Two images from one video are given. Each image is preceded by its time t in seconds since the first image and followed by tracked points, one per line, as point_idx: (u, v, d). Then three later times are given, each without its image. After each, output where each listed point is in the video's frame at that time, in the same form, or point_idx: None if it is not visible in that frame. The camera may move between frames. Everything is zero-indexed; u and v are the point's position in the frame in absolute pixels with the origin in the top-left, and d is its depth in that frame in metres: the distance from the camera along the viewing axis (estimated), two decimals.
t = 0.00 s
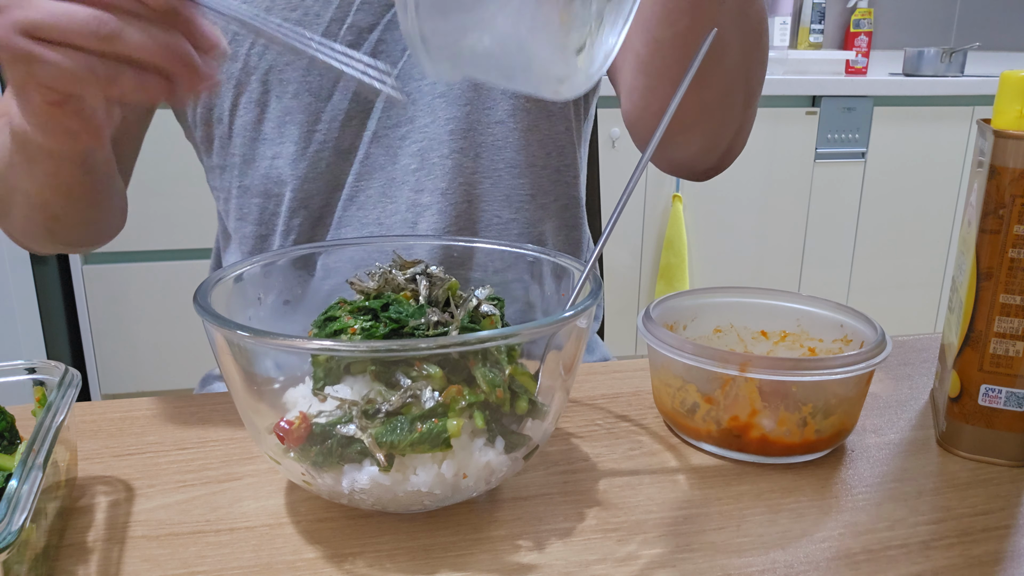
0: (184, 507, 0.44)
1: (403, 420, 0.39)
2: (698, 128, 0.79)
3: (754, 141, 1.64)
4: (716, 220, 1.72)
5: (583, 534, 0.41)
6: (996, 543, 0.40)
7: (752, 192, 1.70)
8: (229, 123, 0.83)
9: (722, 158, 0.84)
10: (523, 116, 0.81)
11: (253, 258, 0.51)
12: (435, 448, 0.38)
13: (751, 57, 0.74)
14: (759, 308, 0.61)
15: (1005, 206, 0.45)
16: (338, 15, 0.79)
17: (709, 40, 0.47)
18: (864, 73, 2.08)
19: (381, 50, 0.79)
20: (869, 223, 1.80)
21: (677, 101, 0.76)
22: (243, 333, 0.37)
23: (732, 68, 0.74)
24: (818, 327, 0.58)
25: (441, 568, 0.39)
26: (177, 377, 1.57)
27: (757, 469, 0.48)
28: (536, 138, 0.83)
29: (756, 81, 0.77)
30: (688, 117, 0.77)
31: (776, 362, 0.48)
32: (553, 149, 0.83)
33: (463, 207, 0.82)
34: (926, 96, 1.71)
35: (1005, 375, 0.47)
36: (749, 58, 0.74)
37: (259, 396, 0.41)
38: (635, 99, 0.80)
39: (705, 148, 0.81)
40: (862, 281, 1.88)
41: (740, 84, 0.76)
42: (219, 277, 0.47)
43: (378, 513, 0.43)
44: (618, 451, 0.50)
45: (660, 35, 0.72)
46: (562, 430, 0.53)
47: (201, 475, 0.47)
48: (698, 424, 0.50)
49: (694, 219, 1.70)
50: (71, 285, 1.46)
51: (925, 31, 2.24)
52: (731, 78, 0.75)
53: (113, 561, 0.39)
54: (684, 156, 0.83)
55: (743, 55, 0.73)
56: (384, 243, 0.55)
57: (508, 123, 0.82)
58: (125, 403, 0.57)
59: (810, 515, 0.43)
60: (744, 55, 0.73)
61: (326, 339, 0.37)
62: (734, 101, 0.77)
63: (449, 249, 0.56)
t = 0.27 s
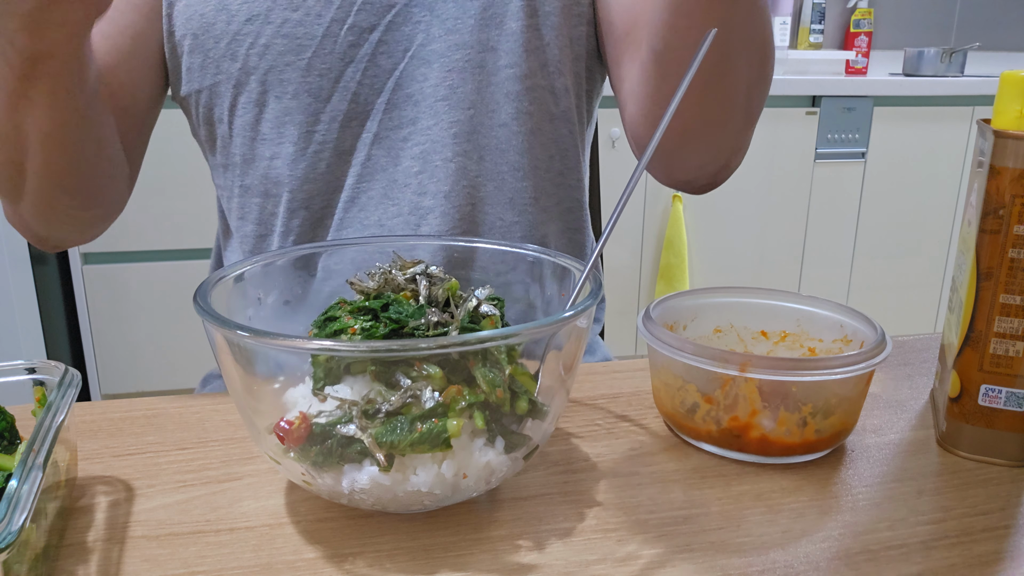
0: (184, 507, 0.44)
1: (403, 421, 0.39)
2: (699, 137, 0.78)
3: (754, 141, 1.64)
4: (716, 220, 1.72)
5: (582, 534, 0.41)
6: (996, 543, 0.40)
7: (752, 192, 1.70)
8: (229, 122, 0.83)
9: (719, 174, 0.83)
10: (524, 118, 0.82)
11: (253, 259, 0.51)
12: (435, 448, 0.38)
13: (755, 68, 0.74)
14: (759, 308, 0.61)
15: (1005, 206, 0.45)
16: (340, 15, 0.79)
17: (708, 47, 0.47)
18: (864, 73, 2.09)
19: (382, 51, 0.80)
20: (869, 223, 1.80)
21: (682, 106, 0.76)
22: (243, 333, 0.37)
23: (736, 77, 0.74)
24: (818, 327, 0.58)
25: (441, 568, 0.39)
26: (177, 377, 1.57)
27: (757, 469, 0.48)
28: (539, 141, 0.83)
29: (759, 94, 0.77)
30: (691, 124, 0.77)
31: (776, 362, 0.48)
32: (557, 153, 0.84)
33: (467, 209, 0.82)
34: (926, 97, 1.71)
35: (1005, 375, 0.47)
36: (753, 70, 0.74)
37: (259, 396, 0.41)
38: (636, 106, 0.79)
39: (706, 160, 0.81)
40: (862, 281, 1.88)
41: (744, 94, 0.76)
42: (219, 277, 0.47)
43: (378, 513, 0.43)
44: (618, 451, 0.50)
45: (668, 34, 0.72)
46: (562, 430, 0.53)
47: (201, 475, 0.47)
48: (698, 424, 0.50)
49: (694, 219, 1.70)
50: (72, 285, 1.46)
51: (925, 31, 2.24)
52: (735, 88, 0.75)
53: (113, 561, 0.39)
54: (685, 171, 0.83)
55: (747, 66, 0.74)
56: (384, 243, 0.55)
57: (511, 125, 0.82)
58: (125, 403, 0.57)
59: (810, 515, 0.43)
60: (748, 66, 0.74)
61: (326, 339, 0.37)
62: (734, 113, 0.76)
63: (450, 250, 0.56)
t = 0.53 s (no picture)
0: (184, 507, 0.44)
1: (403, 421, 0.39)
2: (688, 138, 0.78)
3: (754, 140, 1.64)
4: (716, 220, 1.72)
5: (583, 534, 0.41)
6: (997, 543, 0.40)
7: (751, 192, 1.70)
8: (221, 118, 0.83)
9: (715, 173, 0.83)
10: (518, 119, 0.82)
11: (252, 259, 0.51)
12: (435, 448, 0.38)
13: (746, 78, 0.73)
14: (758, 308, 0.61)
15: (1005, 206, 0.45)
16: (335, 14, 0.79)
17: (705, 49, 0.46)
18: (864, 73, 2.09)
19: (376, 50, 0.80)
20: (869, 223, 1.80)
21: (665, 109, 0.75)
22: (243, 333, 0.37)
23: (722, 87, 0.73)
24: (818, 327, 0.58)
25: (441, 568, 0.39)
26: (177, 377, 1.57)
27: (757, 469, 0.48)
28: (533, 143, 0.83)
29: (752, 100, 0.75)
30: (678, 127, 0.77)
31: (776, 362, 0.48)
32: (551, 154, 0.83)
33: (460, 210, 0.82)
34: (926, 97, 1.71)
35: (1006, 375, 0.47)
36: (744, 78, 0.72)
37: (258, 395, 0.41)
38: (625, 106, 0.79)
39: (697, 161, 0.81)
40: (861, 281, 1.88)
41: (735, 101, 0.74)
42: (219, 277, 0.47)
43: (379, 513, 0.43)
44: (618, 451, 0.50)
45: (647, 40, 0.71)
46: (562, 430, 0.53)
47: (200, 475, 0.47)
48: (698, 424, 0.50)
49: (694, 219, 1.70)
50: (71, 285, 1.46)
51: (925, 31, 2.24)
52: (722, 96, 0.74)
53: (113, 561, 0.39)
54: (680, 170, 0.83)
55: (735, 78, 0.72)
56: (383, 243, 0.55)
57: (506, 127, 0.82)
58: (126, 403, 0.57)
59: (810, 515, 0.43)
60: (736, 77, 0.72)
61: (326, 339, 0.37)
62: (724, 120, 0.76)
63: (447, 249, 0.56)
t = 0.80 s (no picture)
0: (184, 507, 0.44)
1: (404, 421, 0.39)
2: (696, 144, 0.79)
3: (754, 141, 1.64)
4: (716, 220, 1.72)
5: (583, 534, 0.41)
6: (996, 543, 0.40)
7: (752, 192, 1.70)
8: (232, 121, 0.83)
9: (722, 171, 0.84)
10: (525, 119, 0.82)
11: (255, 259, 0.51)
12: (435, 448, 0.38)
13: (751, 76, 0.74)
14: (759, 308, 0.61)
15: (1005, 206, 0.45)
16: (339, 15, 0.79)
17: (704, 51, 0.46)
18: (864, 73, 2.09)
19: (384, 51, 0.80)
20: (869, 223, 1.80)
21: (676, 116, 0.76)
22: (243, 333, 0.37)
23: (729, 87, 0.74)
24: (818, 327, 0.58)
25: (441, 568, 0.39)
26: (177, 377, 1.57)
27: (757, 469, 0.48)
28: (539, 142, 0.83)
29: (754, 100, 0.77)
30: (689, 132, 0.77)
31: (776, 362, 0.48)
32: (556, 153, 0.83)
33: (467, 209, 0.82)
34: (926, 97, 1.71)
35: (1006, 375, 0.47)
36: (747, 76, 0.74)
37: (258, 396, 0.41)
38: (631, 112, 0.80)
39: (702, 164, 0.82)
40: (862, 281, 1.88)
41: (742, 101, 0.75)
42: (219, 277, 0.47)
43: (379, 513, 0.43)
44: (618, 451, 0.50)
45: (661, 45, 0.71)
46: (562, 430, 0.53)
47: (200, 475, 0.47)
48: (698, 424, 0.50)
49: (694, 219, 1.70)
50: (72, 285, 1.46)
51: (925, 31, 2.24)
52: (730, 97, 0.75)
53: (113, 561, 0.39)
54: (689, 170, 0.84)
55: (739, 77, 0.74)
56: (384, 243, 0.55)
57: (511, 126, 0.82)
58: (126, 403, 0.57)
59: (810, 515, 0.43)
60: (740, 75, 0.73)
61: (326, 339, 0.37)
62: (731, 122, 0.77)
63: (450, 250, 0.56)
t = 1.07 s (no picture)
0: (184, 507, 0.44)
1: (404, 421, 0.39)
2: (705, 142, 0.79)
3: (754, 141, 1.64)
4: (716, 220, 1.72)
5: (582, 534, 0.41)
6: (996, 543, 0.40)
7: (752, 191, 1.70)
8: (237, 124, 0.83)
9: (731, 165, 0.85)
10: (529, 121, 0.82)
11: (257, 259, 0.51)
12: (435, 448, 0.38)
13: (761, 74, 0.74)
14: (759, 308, 0.61)
15: (1005, 206, 0.45)
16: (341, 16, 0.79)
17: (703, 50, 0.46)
18: (864, 73, 2.09)
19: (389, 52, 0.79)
20: (869, 223, 1.80)
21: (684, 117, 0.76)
22: (243, 333, 0.37)
23: (739, 86, 0.74)
24: (818, 327, 0.58)
25: (441, 568, 0.39)
26: (177, 377, 1.57)
27: (757, 469, 0.48)
28: (542, 142, 0.83)
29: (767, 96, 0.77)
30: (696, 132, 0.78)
31: (776, 362, 0.48)
32: (562, 154, 0.84)
33: (472, 209, 0.82)
34: (926, 97, 1.71)
35: (1006, 375, 0.47)
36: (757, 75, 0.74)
37: (258, 396, 0.41)
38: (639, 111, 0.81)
39: (710, 161, 0.83)
40: (862, 281, 1.88)
41: (752, 99, 0.75)
42: (219, 277, 0.47)
43: (379, 513, 0.43)
44: (618, 451, 0.50)
45: (667, 52, 0.71)
46: (562, 430, 0.53)
47: (200, 475, 0.47)
48: (698, 424, 0.50)
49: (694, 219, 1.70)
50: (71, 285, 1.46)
51: (925, 31, 2.24)
52: (739, 98, 0.75)
53: (113, 561, 0.39)
54: (698, 166, 0.84)
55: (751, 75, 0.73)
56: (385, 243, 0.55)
57: (514, 126, 0.82)
58: (126, 403, 0.57)
59: (810, 515, 0.43)
60: (750, 75, 0.73)
61: (326, 339, 0.37)
62: (740, 121, 0.77)
63: (451, 250, 0.56)
